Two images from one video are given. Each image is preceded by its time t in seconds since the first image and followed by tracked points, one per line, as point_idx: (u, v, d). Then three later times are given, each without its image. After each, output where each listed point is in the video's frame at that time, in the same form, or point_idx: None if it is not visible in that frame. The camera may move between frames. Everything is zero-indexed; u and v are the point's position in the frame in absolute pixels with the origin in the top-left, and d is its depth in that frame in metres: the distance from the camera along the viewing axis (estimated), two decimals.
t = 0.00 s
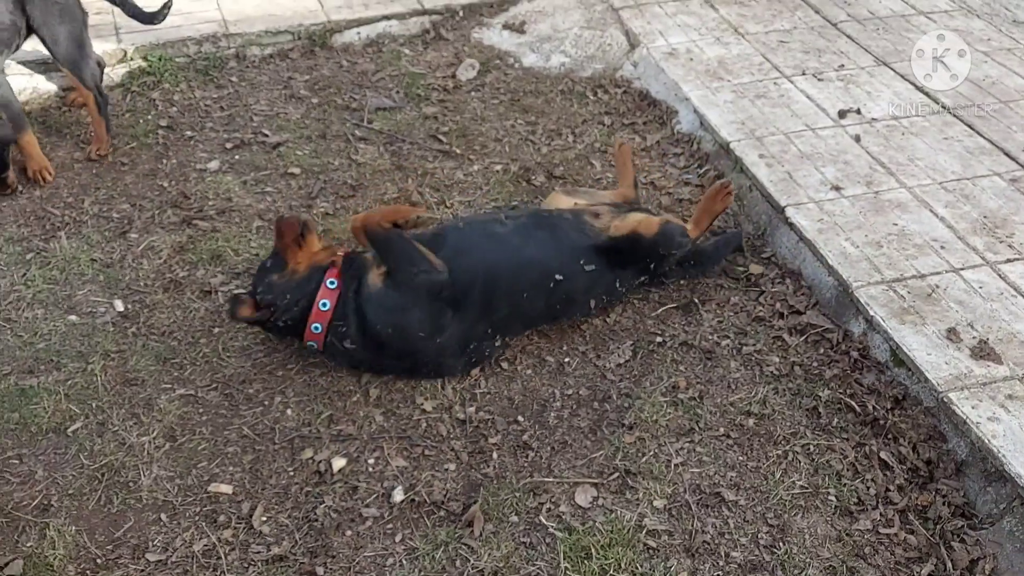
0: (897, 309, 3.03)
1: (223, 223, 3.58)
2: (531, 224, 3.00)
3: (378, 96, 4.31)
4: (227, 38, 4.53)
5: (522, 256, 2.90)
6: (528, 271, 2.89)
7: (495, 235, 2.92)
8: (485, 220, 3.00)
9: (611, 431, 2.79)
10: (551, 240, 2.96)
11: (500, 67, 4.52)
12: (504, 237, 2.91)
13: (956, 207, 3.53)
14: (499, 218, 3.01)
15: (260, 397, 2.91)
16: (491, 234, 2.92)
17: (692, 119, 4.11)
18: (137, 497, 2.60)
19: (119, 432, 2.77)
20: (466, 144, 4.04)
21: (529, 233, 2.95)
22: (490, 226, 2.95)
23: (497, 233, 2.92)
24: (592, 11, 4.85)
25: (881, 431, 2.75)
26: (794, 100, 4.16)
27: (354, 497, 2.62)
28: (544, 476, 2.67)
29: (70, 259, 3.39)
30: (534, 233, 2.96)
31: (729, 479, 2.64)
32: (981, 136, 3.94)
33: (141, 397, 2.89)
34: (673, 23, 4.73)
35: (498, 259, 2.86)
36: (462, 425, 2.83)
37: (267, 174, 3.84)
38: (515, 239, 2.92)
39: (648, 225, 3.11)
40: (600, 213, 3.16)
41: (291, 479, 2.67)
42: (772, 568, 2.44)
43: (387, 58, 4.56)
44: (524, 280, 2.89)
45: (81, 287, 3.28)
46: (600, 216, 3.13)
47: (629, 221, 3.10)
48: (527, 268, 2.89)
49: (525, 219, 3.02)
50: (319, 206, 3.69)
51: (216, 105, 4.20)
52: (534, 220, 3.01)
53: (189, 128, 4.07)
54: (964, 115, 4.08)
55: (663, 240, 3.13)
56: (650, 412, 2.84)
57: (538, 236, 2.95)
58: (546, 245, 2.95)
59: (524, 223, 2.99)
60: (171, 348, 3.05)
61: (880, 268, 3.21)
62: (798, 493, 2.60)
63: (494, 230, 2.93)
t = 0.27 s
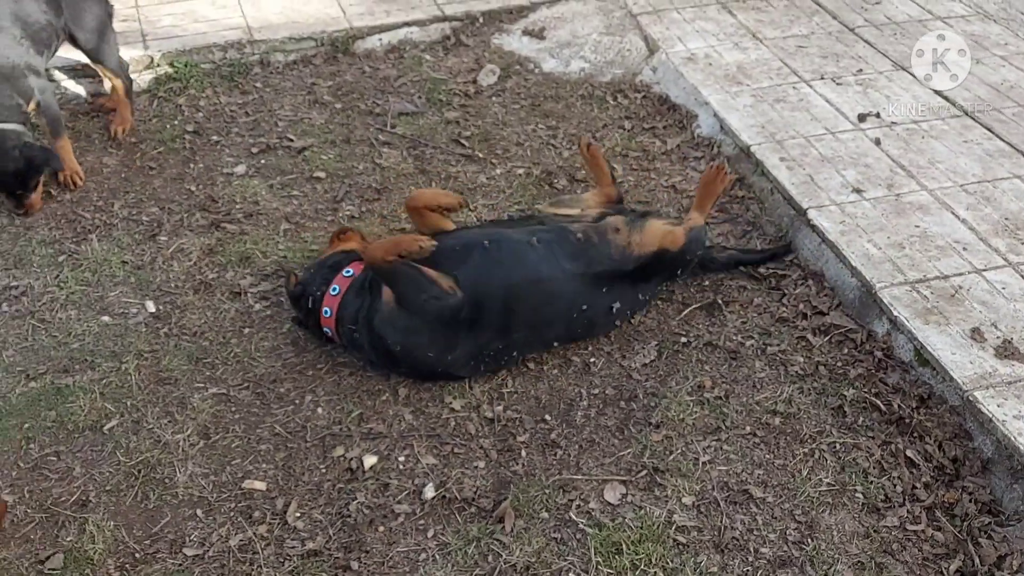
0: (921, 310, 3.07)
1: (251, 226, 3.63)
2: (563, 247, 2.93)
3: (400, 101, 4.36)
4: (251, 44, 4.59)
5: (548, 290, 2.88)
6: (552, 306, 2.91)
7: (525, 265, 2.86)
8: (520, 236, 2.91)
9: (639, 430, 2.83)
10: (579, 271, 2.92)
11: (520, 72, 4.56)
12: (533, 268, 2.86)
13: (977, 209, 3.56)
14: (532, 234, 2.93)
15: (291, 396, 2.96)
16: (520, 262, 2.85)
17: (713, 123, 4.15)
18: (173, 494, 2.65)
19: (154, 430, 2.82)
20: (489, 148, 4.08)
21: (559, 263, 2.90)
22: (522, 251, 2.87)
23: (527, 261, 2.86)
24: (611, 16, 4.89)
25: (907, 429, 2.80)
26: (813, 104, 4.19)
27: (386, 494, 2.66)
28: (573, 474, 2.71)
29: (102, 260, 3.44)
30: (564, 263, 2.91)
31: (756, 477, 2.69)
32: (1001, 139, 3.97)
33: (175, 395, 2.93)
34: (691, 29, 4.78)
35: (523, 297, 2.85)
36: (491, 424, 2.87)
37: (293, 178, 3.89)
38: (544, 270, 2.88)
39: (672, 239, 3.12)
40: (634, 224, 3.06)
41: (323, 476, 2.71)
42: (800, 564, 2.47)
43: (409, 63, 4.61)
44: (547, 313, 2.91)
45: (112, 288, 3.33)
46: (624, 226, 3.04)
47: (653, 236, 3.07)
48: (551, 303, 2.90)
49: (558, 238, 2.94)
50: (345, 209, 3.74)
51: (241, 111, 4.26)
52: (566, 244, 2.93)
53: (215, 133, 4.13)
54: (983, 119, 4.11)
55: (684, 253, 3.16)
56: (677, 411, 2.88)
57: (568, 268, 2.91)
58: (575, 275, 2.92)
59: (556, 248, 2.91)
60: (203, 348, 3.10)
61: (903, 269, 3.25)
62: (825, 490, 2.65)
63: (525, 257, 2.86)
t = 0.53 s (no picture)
0: (942, 322, 3.10)
1: (276, 233, 3.68)
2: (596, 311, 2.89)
3: (422, 111, 4.40)
4: (275, 54, 4.65)
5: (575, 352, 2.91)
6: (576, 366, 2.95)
7: (555, 329, 2.85)
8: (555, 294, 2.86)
9: (660, 438, 2.86)
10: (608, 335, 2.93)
11: (541, 83, 4.60)
12: (563, 333, 2.86)
13: (998, 223, 3.57)
14: (568, 293, 2.88)
15: (315, 401, 2.99)
16: (550, 326, 2.85)
17: (732, 136, 4.18)
18: (200, 496, 2.68)
19: (181, 433, 2.86)
20: (510, 158, 4.12)
21: (589, 328, 2.89)
22: (555, 314, 2.86)
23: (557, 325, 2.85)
24: (631, 29, 4.93)
25: (928, 441, 2.82)
26: (833, 118, 4.22)
27: (410, 499, 2.69)
28: (595, 481, 2.73)
29: (129, 265, 3.48)
30: (594, 330, 2.90)
31: (777, 487, 2.71)
32: (1020, 154, 3.98)
33: (201, 399, 2.97)
34: (711, 42, 4.81)
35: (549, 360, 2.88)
36: (513, 431, 2.89)
37: (317, 186, 3.94)
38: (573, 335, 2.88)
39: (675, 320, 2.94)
40: (671, 280, 2.97)
41: (347, 480, 2.74)
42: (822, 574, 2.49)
43: (431, 74, 4.65)
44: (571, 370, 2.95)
45: (139, 293, 3.37)
46: (661, 288, 2.96)
47: (660, 310, 2.94)
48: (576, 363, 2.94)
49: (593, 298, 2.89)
50: (368, 217, 3.78)
51: (266, 119, 4.31)
52: (600, 308, 2.90)
53: (239, 141, 4.18)
54: (1003, 133, 4.12)
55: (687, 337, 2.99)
56: (698, 420, 2.90)
57: (596, 334, 2.91)
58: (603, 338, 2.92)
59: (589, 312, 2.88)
60: (229, 353, 3.14)
61: (924, 282, 3.27)
62: (846, 501, 2.67)
63: (556, 321, 2.85)
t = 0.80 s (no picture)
0: (950, 332, 3.09)
1: (283, 240, 3.69)
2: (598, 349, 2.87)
3: (429, 119, 4.42)
4: (284, 62, 4.67)
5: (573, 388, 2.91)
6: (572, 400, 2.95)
7: (556, 369, 2.83)
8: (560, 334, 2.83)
9: (667, 447, 2.85)
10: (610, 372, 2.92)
11: (548, 91, 4.61)
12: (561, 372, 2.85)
13: (1005, 232, 3.56)
14: (573, 330, 2.85)
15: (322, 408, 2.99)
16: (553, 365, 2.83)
17: (739, 144, 4.18)
18: (207, 502, 2.69)
19: (188, 439, 2.87)
20: (516, 166, 4.13)
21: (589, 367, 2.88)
22: (557, 354, 2.82)
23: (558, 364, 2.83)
24: (638, 37, 4.94)
25: (936, 450, 2.82)
26: (839, 126, 4.22)
27: (416, 506, 2.69)
28: (602, 489, 2.73)
29: (137, 272, 3.50)
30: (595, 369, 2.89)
31: (784, 496, 2.71)
32: None
33: (209, 405, 2.98)
34: (717, 50, 4.82)
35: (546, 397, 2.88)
36: (519, 438, 2.89)
37: (324, 193, 3.95)
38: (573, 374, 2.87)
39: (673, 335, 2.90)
40: (673, 303, 2.96)
41: (354, 487, 2.75)
42: None
43: (438, 82, 4.66)
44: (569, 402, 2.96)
45: (147, 299, 3.38)
46: (663, 309, 2.95)
47: (658, 330, 2.91)
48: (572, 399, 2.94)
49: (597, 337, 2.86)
50: (375, 224, 3.79)
51: (273, 127, 4.33)
52: (601, 347, 2.87)
53: (247, 148, 4.20)
54: (1010, 142, 4.12)
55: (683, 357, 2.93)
56: (705, 429, 2.90)
57: (596, 372, 2.89)
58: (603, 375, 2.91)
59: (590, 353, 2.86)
60: (236, 360, 3.15)
61: (931, 291, 3.27)
62: (853, 510, 2.66)
63: (558, 361, 2.83)
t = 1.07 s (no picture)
0: (955, 339, 3.08)
1: (287, 246, 3.69)
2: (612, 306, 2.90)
3: (433, 126, 4.42)
4: (289, 68, 4.68)
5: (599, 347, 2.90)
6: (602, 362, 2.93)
7: (576, 324, 2.85)
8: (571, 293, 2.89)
9: (670, 454, 2.85)
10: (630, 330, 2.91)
11: (552, 98, 4.61)
12: (584, 325, 2.86)
13: (1011, 239, 3.56)
14: (582, 291, 2.91)
15: (325, 414, 2.99)
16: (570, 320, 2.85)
17: (744, 151, 4.18)
18: (210, 508, 2.69)
19: (192, 445, 2.87)
20: (521, 173, 4.13)
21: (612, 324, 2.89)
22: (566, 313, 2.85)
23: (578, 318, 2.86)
24: (642, 44, 4.94)
25: (941, 458, 2.81)
26: (844, 134, 4.22)
27: (419, 513, 2.68)
28: (605, 497, 2.73)
29: (142, 278, 3.50)
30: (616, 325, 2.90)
31: (789, 504, 2.70)
32: None
33: (212, 411, 2.98)
34: (722, 58, 4.82)
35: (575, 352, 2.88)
36: (523, 445, 2.89)
37: (328, 200, 3.95)
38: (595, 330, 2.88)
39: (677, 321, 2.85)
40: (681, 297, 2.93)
41: (357, 494, 2.74)
42: None
43: (443, 89, 4.67)
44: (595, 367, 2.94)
45: (152, 305, 3.39)
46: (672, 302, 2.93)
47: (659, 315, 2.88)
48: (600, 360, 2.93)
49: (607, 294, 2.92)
50: (379, 230, 3.79)
51: (278, 134, 4.34)
52: (608, 311, 2.89)
53: (252, 154, 4.21)
54: (1015, 150, 4.11)
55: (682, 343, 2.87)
56: (709, 436, 2.89)
57: (606, 335, 2.89)
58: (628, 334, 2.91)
59: (605, 309, 2.89)
60: (240, 366, 3.15)
61: (936, 298, 3.26)
62: (858, 518, 2.65)
63: (574, 316, 2.85)
